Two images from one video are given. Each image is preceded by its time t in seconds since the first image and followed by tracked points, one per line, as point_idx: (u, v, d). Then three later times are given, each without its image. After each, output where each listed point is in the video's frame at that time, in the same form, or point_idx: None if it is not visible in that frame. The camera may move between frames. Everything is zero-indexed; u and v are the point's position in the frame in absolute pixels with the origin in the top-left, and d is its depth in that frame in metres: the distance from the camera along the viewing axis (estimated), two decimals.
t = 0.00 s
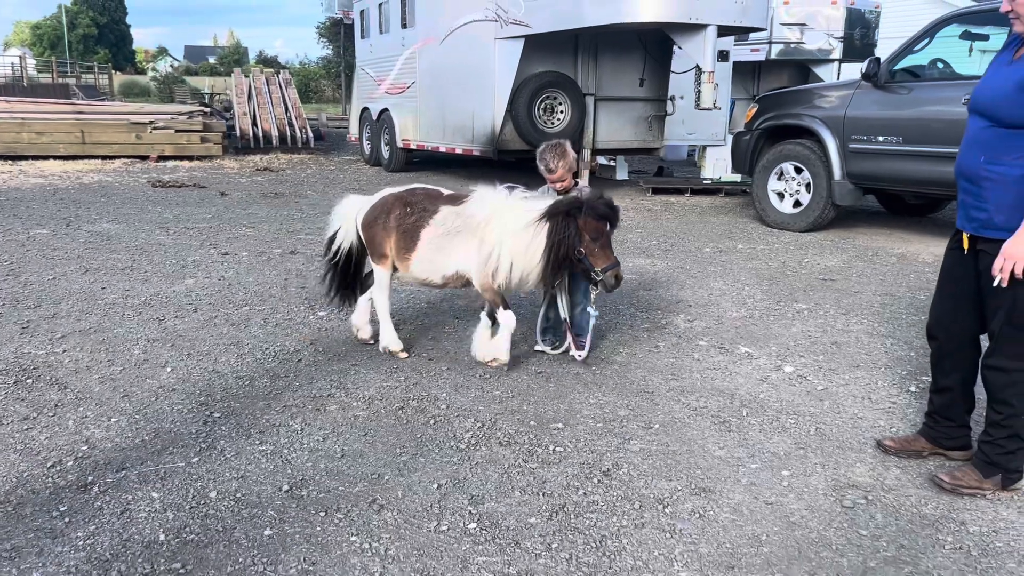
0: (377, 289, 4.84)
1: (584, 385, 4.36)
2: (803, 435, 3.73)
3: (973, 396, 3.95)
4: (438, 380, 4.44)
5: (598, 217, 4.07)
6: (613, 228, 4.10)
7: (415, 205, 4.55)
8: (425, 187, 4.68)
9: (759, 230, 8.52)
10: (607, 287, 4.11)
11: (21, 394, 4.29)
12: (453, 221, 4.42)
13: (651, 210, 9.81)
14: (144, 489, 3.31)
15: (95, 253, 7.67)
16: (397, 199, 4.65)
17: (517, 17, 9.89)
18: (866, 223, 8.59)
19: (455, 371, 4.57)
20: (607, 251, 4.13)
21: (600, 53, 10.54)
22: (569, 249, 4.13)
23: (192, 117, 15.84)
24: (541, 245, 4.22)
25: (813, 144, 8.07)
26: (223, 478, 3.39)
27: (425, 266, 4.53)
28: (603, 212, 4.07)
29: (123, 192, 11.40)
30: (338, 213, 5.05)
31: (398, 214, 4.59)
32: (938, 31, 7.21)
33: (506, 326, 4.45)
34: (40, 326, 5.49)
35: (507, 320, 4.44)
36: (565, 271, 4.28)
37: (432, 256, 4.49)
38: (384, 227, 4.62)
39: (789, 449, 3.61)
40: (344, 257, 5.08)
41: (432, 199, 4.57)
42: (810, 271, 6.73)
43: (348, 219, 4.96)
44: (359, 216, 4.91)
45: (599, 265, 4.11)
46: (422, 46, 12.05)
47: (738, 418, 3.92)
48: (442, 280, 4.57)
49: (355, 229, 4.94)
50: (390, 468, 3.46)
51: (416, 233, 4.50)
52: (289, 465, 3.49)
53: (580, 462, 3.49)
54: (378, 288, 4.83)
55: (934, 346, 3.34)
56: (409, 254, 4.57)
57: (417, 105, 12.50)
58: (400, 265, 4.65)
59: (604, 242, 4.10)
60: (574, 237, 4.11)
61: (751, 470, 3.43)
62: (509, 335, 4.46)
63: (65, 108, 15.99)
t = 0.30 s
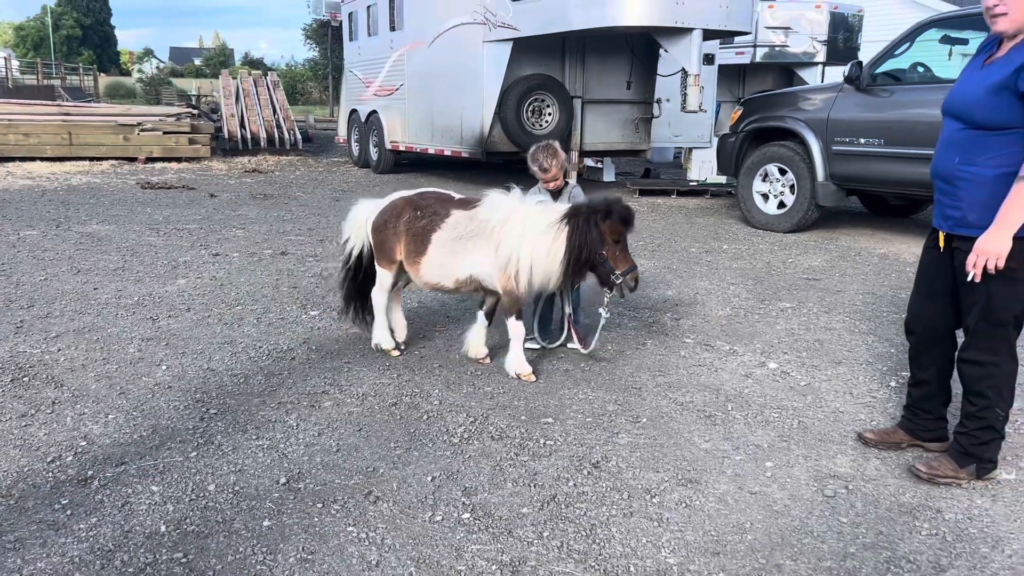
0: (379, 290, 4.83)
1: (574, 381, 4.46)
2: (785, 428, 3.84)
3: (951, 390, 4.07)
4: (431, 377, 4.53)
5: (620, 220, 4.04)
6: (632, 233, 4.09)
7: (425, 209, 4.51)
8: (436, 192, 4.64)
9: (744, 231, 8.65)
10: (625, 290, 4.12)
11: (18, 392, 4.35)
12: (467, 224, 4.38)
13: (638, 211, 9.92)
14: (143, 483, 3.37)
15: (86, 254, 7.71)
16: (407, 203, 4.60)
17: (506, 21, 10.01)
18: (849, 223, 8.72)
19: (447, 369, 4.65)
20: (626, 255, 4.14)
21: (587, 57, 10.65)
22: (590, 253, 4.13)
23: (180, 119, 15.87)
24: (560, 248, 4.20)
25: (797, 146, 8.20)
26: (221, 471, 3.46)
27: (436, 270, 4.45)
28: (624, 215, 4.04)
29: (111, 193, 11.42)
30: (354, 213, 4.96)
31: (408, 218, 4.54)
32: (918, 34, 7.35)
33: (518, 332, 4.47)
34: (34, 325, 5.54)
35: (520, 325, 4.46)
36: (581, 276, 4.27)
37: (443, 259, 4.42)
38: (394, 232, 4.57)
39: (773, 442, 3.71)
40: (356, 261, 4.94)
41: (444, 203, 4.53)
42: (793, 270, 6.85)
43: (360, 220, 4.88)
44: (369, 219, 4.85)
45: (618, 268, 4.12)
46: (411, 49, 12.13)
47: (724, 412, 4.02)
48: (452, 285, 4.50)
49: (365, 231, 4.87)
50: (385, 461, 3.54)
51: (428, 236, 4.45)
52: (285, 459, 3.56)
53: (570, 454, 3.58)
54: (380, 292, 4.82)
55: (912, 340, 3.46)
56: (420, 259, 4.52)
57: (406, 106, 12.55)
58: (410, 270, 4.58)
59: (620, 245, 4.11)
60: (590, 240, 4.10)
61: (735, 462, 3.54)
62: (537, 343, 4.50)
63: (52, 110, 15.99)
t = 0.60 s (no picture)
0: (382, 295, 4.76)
1: (566, 381, 4.53)
2: (774, 426, 3.92)
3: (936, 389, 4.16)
4: (427, 377, 4.59)
5: (641, 226, 4.14)
6: (653, 239, 4.21)
7: (441, 221, 4.42)
8: (448, 200, 4.55)
9: (732, 234, 8.74)
10: (644, 294, 4.20)
11: (15, 393, 4.38)
12: (485, 234, 4.32)
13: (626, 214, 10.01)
14: (144, 482, 3.41)
15: (77, 256, 7.72)
16: (420, 215, 4.49)
17: (496, 25, 10.10)
18: (835, 227, 8.83)
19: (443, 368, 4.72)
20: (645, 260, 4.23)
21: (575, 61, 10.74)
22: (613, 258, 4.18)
23: (168, 122, 15.86)
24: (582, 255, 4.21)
25: (783, 150, 8.30)
26: (220, 470, 3.49)
27: (456, 280, 4.44)
28: (645, 220, 4.14)
29: (100, 196, 11.42)
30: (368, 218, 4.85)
31: (423, 231, 4.45)
32: (902, 40, 7.44)
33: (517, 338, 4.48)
34: (29, 327, 5.56)
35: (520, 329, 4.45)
36: (601, 282, 4.32)
37: (463, 269, 4.40)
38: (409, 246, 4.48)
39: (762, 440, 3.79)
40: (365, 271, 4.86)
41: (458, 212, 4.44)
42: (780, 273, 6.94)
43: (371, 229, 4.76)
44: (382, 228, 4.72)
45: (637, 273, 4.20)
46: (400, 52, 12.18)
47: (713, 411, 4.10)
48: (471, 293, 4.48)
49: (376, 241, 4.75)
50: (382, 460, 3.60)
51: (446, 248, 4.39)
52: (283, 458, 3.61)
53: (564, 453, 3.65)
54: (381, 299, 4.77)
55: (897, 340, 3.54)
56: (437, 270, 4.46)
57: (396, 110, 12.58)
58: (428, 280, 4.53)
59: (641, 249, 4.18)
60: (612, 245, 4.16)
61: (726, 459, 3.61)
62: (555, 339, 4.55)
63: (39, 112, 15.95)
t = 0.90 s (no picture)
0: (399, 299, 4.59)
1: (564, 381, 4.59)
2: (770, 425, 3.98)
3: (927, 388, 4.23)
4: (425, 377, 4.65)
5: (662, 219, 4.21)
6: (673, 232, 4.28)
7: (469, 224, 4.36)
8: (471, 204, 4.49)
9: (721, 237, 8.82)
10: (668, 285, 4.26)
11: (15, 394, 4.39)
12: (516, 236, 4.31)
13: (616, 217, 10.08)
14: (149, 481, 3.42)
15: (70, 259, 7.71)
16: (445, 218, 4.41)
17: (486, 29, 10.16)
18: (824, 230, 8.93)
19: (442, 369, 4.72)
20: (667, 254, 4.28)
21: (565, 65, 10.80)
22: (641, 258, 4.26)
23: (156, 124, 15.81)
24: (612, 256, 4.27)
25: (772, 154, 8.38)
26: (224, 469, 3.51)
27: (484, 283, 4.39)
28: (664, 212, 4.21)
29: (89, 199, 11.39)
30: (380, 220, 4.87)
31: (451, 234, 4.37)
32: (889, 46, 7.56)
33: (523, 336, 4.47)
34: (25, 329, 5.57)
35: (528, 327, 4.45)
36: (626, 281, 4.37)
37: (491, 273, 4.36)
38: (436, 248, 4.37)
39: (759, 438, 3.85)
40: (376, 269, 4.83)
41: (485, 215, 4.40)
42: (770, 275, 7.02)
43: (386, 228, 4.76)
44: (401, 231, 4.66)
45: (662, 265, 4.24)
46: (390, 55, 12.22)
47: (710, 411, 4.16)
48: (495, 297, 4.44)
49: (391, 239, 4.74)
50: (385, 459, 3.62)
51: (475, 252, 4.33)
52: (286, 457, 3.63)
53: (564, 451, 3.70)
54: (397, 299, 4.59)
55: (892, 339, 3.61)
56: (464, 274, 4.39)
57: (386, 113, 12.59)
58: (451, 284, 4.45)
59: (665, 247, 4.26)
60: (636, 244, 4.24)
61: (723, 457, 3.68)
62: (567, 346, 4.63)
63: (26, 115, 15.89)
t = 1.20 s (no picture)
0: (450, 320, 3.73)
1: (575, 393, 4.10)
2: (812, 447, 3.45)
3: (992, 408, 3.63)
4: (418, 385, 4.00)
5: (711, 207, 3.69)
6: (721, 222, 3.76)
7: (501, 211, 3.62)
8: (495, 188, 3.74)
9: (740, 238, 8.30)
10: (714, 280, 3.73)
11: None
12: (555, 225, 3.60)
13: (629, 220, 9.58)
14: (95, 514, 2.86)
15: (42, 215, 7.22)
16: (472, 203, 3.65)
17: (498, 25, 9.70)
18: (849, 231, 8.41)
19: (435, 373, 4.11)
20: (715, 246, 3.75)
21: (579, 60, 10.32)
22: (690, 251, 3.70)
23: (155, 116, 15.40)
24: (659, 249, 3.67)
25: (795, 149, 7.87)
26: (183, 500, 2.96)
27: (516, 282, 3.65)
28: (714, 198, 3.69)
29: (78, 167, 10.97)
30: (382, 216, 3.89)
31: (481, 222, 3.61)
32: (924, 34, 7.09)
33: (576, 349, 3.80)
34: None
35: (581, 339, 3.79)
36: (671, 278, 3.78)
37: (525, 270, 3.64)
38: (462, 239, 3.60)
39: (799, 462, 3.33)
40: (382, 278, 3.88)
41: (515, 201, 3.67)
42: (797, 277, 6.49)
43: (397, 227, 3.80)
44: (417, 227, 3.73)
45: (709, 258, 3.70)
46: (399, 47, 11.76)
47: (742, 432, 3.55)
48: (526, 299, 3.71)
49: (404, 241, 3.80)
50: (367, 486, 3.10)
51: (510, 244, 3.60)
52: (252, 484, 3.07)
53: (576, 476, 3.19)
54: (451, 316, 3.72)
55: (954, 346, 3.12)
56: (494, 270, 3.64)
57: (351, 88, 10.89)
58: (476, 284, 3.68)
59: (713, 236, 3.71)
60: (682, 233, 3.69)
61: (758, 484, 3.18)
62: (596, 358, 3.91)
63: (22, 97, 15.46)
